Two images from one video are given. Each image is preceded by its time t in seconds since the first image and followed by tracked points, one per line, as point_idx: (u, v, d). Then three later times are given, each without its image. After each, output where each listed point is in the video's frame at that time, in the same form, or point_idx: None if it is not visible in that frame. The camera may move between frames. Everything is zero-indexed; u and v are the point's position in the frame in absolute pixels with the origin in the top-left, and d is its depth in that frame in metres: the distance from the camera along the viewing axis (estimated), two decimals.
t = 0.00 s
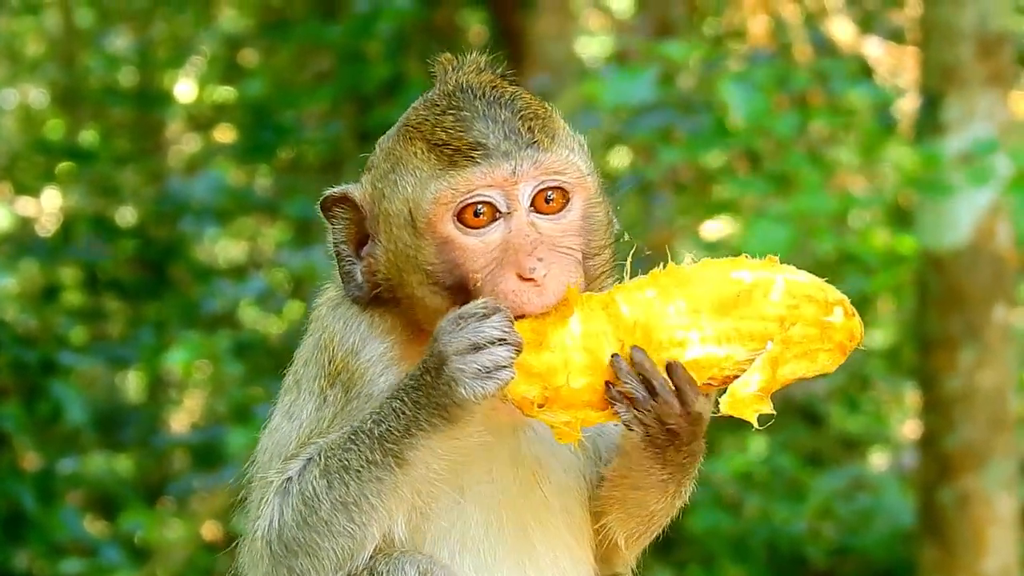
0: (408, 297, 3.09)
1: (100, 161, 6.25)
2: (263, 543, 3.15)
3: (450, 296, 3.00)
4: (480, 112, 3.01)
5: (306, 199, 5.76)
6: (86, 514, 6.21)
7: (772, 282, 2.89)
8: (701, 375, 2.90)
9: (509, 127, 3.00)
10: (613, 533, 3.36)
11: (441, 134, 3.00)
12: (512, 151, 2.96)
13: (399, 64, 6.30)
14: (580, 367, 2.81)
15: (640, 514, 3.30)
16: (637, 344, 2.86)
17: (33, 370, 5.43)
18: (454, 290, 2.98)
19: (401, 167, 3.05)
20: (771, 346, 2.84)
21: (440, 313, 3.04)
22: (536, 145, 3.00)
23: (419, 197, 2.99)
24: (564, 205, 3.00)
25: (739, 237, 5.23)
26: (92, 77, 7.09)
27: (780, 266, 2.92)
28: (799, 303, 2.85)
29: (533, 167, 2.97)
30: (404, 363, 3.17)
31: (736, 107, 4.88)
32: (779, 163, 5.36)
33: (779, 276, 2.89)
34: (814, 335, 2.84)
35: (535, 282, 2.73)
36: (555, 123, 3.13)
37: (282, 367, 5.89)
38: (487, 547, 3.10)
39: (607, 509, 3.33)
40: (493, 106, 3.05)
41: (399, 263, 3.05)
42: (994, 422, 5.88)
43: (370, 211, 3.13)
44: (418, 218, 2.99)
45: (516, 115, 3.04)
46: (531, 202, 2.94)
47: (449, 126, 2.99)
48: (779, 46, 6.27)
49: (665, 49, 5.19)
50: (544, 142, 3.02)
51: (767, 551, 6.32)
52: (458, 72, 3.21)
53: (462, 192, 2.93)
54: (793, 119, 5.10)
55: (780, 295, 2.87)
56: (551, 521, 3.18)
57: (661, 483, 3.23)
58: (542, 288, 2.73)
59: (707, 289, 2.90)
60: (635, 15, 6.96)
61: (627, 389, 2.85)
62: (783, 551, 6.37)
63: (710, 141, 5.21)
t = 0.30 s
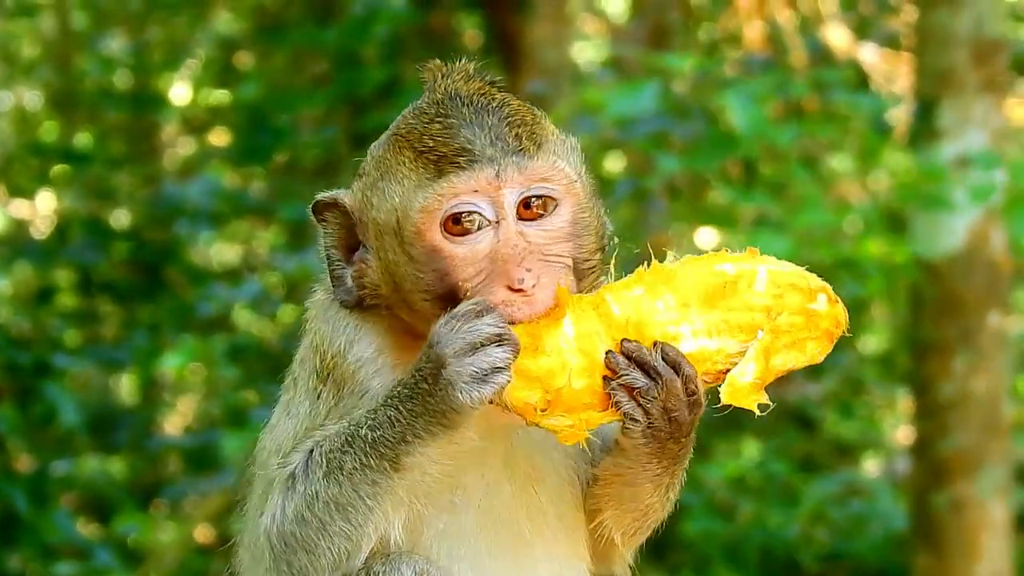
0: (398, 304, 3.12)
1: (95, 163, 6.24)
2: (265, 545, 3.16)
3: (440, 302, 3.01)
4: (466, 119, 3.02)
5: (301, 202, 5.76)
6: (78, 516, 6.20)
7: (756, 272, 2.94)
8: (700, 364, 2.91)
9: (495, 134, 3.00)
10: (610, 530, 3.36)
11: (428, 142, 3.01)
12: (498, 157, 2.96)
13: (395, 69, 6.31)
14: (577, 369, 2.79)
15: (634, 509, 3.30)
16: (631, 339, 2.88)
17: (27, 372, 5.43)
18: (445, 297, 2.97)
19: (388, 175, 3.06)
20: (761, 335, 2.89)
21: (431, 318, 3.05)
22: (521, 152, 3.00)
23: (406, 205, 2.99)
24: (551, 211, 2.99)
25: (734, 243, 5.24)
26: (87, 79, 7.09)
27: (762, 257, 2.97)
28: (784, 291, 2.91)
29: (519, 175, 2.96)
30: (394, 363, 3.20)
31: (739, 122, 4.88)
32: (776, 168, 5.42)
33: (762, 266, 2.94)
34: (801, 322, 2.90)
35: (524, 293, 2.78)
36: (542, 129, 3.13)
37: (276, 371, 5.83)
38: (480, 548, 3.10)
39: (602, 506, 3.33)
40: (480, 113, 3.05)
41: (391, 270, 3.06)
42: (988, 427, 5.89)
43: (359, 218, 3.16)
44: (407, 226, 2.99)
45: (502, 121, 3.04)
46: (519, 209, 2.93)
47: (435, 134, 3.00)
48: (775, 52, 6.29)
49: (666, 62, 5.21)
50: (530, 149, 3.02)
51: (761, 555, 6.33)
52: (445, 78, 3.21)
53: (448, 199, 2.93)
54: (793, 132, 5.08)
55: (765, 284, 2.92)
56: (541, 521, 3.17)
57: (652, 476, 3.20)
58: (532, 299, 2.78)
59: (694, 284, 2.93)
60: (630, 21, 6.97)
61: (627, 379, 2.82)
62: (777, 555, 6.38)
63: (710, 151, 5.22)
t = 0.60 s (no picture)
0: (398, 300, 3.13)
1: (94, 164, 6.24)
2: (274, 553, 3.17)
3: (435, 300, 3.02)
4: (459, 116, 3.02)
5: (299, 203, 5.76)
6: (77, 517, 6.18)
7: (766, 295, 2.94)
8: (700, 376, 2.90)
9: (487, 131, 3.01)
10: (606, 545, 3.27)
11: (420, 139, 3.01)
12: (488, 156, 2.97)
13: (394, 69, 6.31)
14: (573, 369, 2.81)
15: (630, 525, 3.21)
16: (631, 348, 2.89)
17: (27, 373, 5.43)
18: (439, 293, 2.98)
19: (383, 172, 3.08)
20: (763, 357, 2.89)
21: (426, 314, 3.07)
22: (512, 150, 3.01)
23: (399, 204, 3.01)
24: (541, 209, 3.01)
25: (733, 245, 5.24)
26: (86, 80, 7.09)
27: (774, 282, 2.97)
28: (792, 319, 2.92)
29: (511, 173, 2.98)
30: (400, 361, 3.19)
31: (744, 130, 4.79)
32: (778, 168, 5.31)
33: (774, 291, 2.94)
34: (806, 352, 2.91)
35: (512, 293, 2.83)
36: (536, 125, 3.13)
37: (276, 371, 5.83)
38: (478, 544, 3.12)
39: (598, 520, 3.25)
40: (472, 109, 3.05)
41: (387, 267, 3.08)
42: (988, 427, 5.90)
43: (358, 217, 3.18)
44: (400, 225, 3.01)
45: (494, 118, 3.04)
46: (510, 207, 2.95)
47: (427, 131, 3.01)
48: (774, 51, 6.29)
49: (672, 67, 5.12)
50: (522, 146, 3.03)
51: (761, 555, 6.33)
52: (440, 73, 3.20)
53: (438, 198, 2.95)
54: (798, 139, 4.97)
55: (774, 310, 2.92)
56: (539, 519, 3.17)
57: (651, 491, 3.13)
58: (519, 298, 2.83)
59: (704, 298, 2.94)
60: (629, 20, 6.96)
61: (625, 395, 2.81)
62: (776, 555, 6.37)
63: (716, 160, 5.15)
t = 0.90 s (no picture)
0: (387, 281, 3.11)
1: (95, 164, 6.24)
2: (273, 553, 3.36)
3: (427, 283, 2.94)
4: (462, 104, 3.00)
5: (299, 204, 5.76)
6: (77, 518, 6.17)
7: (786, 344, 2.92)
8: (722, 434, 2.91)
9: (489, 117, 2.97)
10: (610, 565, 3.31)
11: (424, 124, 2.99)
12: (493, 140, 2.91)
13: (395, 70, 6.32)
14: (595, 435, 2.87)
15: (636, 544, 3.27)
16: (650, 417, 2.92)
17: (27, 373, 5.43)
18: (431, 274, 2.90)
19: (383, 154, 3.07)
20: (784, 411, 2.90)
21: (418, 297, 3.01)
22: (516, 138, 2.95)
23: (400, 187, 2.98)
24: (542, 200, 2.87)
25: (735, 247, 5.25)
26: (86, 80, 7.09)
27: (795, 328, 2.93)
28: (815, 365, 2.89)
29: (513, 160, 2.89)
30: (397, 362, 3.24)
31: (750, 142, 4.75)
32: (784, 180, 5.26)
33: (795, 339, 2.91)
34: (829, 393, 2.89)
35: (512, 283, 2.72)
36: (540, 118, 3.09)
37: (276, 372, 5.86)
38: None
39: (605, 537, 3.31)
40: (475, 96, 3.04)
41: (381, 246, 3.06)
42: (988, 428, 5.90)
43: (353, 196, 3.19)
44: (397, 206, 2.98)
45: (497, 105, 3.02)
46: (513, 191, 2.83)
47: (433, 117, 2.98)
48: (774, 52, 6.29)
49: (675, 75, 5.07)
50: (525, 135, 2.97)
51: (761, 556, 6.34)
52: (448, 60, 3.23)
53: (440, 180, 2.88)
54: (803, 146, 4.94)
55: (796, 359, 2.89)
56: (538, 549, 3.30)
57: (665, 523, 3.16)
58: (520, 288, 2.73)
59: (722, 353, 2.93)
60: (629, 22, 6.96)
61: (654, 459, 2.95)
62: (775, 555, 6.38)
63: (721, 168, 5.12)
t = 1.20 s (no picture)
0: (394, 292, 3.15)
1: (96, 163, 6.24)
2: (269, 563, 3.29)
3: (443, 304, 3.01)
4: (498, 142, 2.98)
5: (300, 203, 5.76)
6: (79, 518, 6.17)
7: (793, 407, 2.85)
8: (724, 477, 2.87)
9: (528, 156, 2.96)
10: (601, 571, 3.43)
11: (460, 156, 2.97)
12: (531, 186, 2.91)
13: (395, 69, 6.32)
14: (598, 478, 2.88)
15: (627, 554, 3.38)
16: (651, 468, 2.90)
17: (29, 373, 5.44)
18: (449, 299, 2.98)
19: (411, 171, 3.05)
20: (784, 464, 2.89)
21: (431, 316, 3.07)
22: (553, 180, 2.95)
23: (428, 212, 2.98)
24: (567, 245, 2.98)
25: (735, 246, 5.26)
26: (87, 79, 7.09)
27: (805, 393, 2.85)
28: (820, 423, 2.84)
29: (550, 204, 2.92)
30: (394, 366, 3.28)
31: (756, 147, 4.74)
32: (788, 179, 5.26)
33: (802, 402, 2.84)
34: (831, 445, 2.87)
35: (539, 327, 2.85)
36: (566, 151, 3.11)
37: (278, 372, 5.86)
38: None
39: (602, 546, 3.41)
40: (509, 128, 3.03)
41: (393, 259, 3.09)
42: (989, 426, 5.90)
43: (362, 198, 3.19)
44: (425, 232, 2.98)
45: (534, 141, 3.01)
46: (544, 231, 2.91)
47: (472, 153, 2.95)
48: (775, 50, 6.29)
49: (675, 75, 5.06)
50: (561, 176, 2.98)
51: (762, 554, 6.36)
52: (477, 76, 3.17)
53: (479, 221, 2.89)
54: (806, 145, 4.93)
55: (801, 418, 2.84)
56: (535, 556, 3.40)
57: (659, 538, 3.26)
58: (548, 330, 2.85)
59: (728, 417, 2.84)
60: (630, 20, 6.95)
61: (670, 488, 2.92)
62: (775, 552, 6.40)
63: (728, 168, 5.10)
